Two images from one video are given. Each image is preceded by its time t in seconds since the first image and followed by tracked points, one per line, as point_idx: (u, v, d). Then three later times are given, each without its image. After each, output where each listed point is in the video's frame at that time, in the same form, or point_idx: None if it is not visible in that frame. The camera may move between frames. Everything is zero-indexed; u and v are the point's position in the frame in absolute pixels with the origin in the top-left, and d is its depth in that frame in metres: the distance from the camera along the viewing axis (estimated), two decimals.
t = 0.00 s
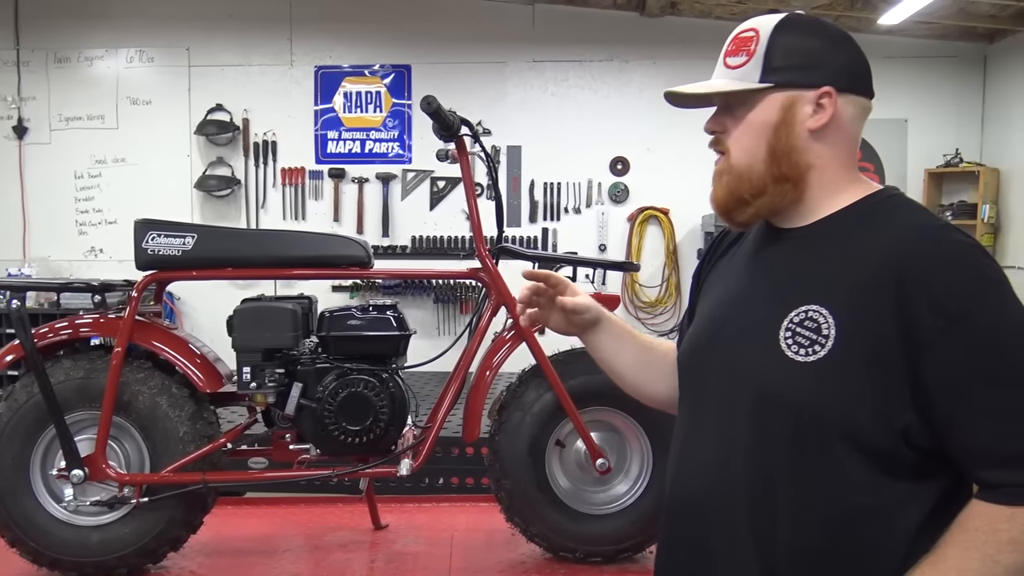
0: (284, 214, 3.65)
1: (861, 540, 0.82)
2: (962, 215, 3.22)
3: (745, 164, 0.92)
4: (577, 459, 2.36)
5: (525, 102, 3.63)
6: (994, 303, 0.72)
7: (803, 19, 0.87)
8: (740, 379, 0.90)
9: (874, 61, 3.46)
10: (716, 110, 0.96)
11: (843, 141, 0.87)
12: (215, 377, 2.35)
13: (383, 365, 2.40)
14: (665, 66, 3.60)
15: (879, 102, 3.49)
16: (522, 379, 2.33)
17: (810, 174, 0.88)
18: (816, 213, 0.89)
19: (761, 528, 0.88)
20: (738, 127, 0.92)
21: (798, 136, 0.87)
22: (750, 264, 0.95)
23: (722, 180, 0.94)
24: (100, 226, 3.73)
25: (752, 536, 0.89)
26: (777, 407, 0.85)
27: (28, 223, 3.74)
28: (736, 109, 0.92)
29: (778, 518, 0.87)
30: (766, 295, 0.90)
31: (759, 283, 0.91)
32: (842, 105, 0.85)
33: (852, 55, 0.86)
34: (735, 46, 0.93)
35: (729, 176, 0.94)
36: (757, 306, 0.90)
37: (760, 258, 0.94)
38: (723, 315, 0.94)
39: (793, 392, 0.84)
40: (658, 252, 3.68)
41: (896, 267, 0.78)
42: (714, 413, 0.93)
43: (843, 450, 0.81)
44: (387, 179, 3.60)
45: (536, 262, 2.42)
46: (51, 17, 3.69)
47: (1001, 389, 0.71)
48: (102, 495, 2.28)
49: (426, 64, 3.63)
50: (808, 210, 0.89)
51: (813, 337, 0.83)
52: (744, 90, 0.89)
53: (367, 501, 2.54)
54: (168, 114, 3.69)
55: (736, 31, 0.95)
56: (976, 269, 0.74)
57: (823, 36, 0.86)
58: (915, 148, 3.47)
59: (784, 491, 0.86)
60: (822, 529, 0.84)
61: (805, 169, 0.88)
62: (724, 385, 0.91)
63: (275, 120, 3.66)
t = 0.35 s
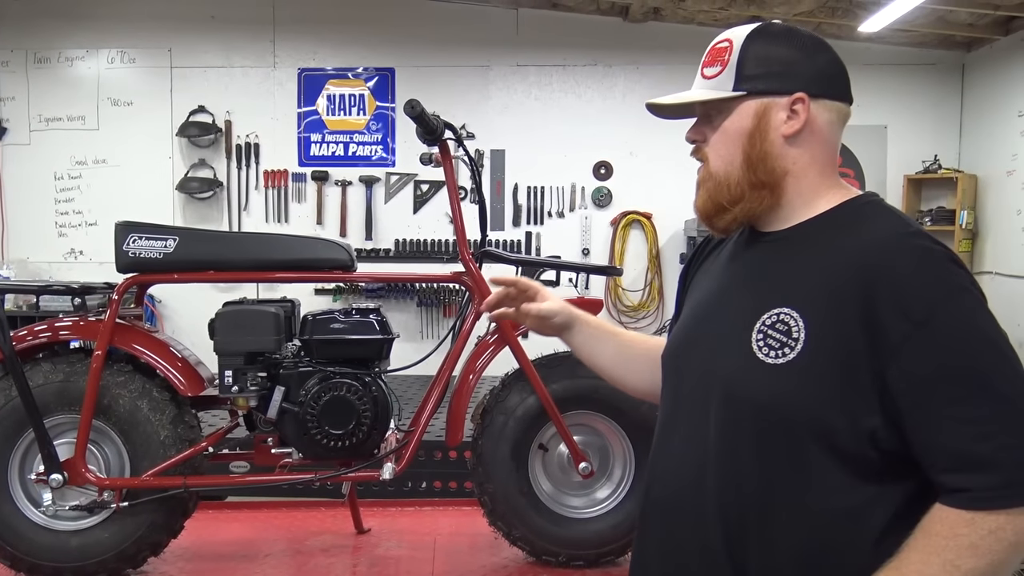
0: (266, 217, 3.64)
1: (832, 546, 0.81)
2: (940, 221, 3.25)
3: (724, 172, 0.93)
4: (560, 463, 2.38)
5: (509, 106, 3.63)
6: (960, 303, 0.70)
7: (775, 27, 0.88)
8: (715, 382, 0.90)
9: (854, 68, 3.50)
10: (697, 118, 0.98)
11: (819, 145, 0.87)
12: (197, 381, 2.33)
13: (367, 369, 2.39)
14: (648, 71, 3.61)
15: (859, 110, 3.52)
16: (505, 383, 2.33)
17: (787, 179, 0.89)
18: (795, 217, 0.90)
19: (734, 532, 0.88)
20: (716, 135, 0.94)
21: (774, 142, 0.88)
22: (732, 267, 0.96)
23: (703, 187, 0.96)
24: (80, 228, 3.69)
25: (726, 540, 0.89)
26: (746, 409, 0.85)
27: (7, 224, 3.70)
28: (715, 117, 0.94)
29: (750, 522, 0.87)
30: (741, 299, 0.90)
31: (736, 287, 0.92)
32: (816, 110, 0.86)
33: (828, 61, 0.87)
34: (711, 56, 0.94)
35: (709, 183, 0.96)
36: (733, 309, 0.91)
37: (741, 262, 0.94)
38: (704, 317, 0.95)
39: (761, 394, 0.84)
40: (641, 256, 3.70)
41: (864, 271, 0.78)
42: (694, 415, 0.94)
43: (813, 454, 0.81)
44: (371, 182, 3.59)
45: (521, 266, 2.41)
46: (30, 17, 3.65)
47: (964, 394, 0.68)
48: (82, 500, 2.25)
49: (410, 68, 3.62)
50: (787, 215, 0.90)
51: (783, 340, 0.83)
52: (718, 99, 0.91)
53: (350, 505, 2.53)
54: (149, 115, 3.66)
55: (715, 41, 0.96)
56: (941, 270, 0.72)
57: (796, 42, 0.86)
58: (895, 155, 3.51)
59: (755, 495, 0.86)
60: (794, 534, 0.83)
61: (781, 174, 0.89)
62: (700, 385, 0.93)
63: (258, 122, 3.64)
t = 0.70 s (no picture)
0: (256, 218, 3.64)
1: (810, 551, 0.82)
2: (928, 227, 3.27)
3: (704, 181, 0.94)
4: (549, 466, 2.38)
5: (500, 109, 3.64)
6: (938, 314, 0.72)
7: (752, 36, 0.88)
8: (698, 385, 0.90)
9: (843, 75, 3.52)
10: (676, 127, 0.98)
11: (798, 152, 0.88)
12: (185, 383, 2.32)
13: (356, 371, 2.39)
14: (638, 76, 3.62)
15: (847, 116, 3.54)
16: (495, 387, 2.33)
17: (767, 186, 0.90)
18: (777, 222, 0.91)
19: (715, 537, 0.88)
20: (696, 144, 0.94)
21: (753, 151, 0.88)
22: (714, 270, 0.96)
23: (684, 195, 0.97)
24: (69, 229, 3.68)
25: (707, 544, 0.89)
26: (729, 414, 0.86)
27: None
28: (694, 126, 0.95)
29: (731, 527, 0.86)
30: (724, 302, 0.90)
31: (718, 291, 0.92)
32: (794, 117, 0.87)
33: (806, 69, 0.88)
34: (690, 65, 0.94)
35: (690, 192, 0.96)
36: (716, 313, 0.91)
37: (722, 266, 0.95)
38: (687, 322, 0.95)
39: (744, 398, 0.84)
40: (631, 260, 3.71)
41: (847, 277, 0.78)
42: (676, 417, 0.94)
43: (794, 460, 0.81)
44: (361, 185, 3.59)
45: (511, 270, 2.40)
46: (19, 17, 3.64)
47: (943, 404, 0.70)
48: (68, 502, 2.24)
49: (402, 71, 3.62)
50: (769, 221, 0.91)
51: (766, 345, 0.83)
52: (697, 108, 0.91)
53: (338, 508, 2.52)
54: (140, 116, 3.65)
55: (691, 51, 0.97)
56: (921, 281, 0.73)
57: (772, 51, 0.87)
58: (883, 162, 3.53)
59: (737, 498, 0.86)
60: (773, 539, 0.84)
61: (762, 182, 0.90)
62: (685, 389, 0.93)
63: (248, 124, 3.63)
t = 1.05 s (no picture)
0: (250, 220, 3.63)
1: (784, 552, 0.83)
2: (921, 235, 3.28)
3: (671, 188, 0.95)
4: (541, 470, 2.37)
5: (495, 114, 3.64)
6: (905, 318, 0.74)
7: (716, 45, 0.89)
8: (670, 390, 0.90)
9: (837, 83, 3.54)
10: (643, 137, 0.99)
11: (762, 159, 0.90)
12: (177, 385, 2.31)
13: (349, 375, 2.38)
14: (634, 82, 3.63)
15: (841, 123, 3.56)
16: (488, 390, 2.33)
17: (733, 193, 0.91)
18: (743, 229, 0.92)
19: (692, 542, 0.88)
20: (662, 152, 0.95)
21: (719, 158, 0.90)
22: (682, 275, 0.96)
23: (650, 204, 0.97)
24: (61, 229, 3.67)
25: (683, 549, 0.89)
26: (704, 418, 0.86)
27: None
28: (660, 134, 0.96)
29: (708, 532, 0.87)
30: (694, 307, 0.91)
31: (688, 295, 0.92)
32: (758, 125, 0.89)
33: (773, 78, 0.90)
34: (654, 76, 0.95)
35: (657, 200, 0.97)
36: (686, 318, 0.91)
37: (690, 271, 0.95)
38: (659, 327, 0.95)
39: (719, 403, 0.84)
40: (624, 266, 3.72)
41: (817, 283, 0.79)
42: (647, 422, 0.94)
43: (767, 462, 0.82)
44: (356, 188, 3.59)
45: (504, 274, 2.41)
46: (14, 16, 3.63)
47: (913, 405, 0.72)
48: (59, 503, 2.23)
49: (397, 74, 3.62)
50: (735, 228, 0.92)
51: (739, 350, 0.84)
52: (663, 117, 0.92)
53: (330, 511, 2.52)
54: (134, 117, 3.64)
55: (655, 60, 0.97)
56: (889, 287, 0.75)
57: (735, 60, 0.89)
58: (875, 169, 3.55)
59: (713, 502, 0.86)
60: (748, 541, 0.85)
61: (727, 189, 0.91)
62: (658, 395, 0.93)
63: (243, 126, 3.63)
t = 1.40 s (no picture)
0: (247, 222, 3.63)
1: (751, 548, 0.84)
2: (918, 236, 3.29)
3: (647, 183, 0.95)
4: (540, 472, 2.36)
5: (491, 115, 3.64)
6: (872, 317, 0.74)
7: (696, 43, 0.90)
8: (643, 386, 0.90)
9: (834, 84, 3.55)
10: (621, 131, 0.99)
11: (737, 156, 0.90)
12: (175, 388, 2.30)
13: (347, 377, 2.38)
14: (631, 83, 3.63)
15: (838, 124, 3.56)
16: (486, 392, 2.33)
17: (708, 190, 0.91)
18: (717, 226, 0.92)
19: (661, 539, 0.88)
20: (640, 147, 0.96)
21: (694, 154, 0.90)
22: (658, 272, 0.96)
23: (626, 198, 0.98)
24: (58, 231, 3.66)
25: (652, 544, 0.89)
26: (674, 412, 0.86)
27: None
28: (638, 129, 0.96)
29: (678, 528, 0.87)
30: (669, 303, 0.91)
31: (662, 292, 0.92)
32: (735, 123, 0.89)
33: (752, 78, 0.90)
34: (634, 70, 0.95)
35: (633, 195, 0.97)
36: (660, 312, 0.91)
37: (665, 266, 0.95)
38: (634, 320, 0.95)
39: (689, 397, 0.84)
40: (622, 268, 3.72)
41: (789, 281, 0.79)
42: (619, 418, 0.94)
43: (735, 458, 0.82)
44: (353, 190, 3.59)
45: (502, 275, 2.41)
46: (10, 18, 3.63)
47: (879, 403, 0.72)
48: (56, 506, 2.23)
49: (394, 76, 3.63)
50: (710, 224, 0.93)
51: (710, 345, 0.84)
52: (642, 112, 0.92)
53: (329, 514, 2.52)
54: (130, 119, 3.64)
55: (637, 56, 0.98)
56: (859, 285, 0.75)
57: (715, 57, 0.89)
58: (872, 170, 3.56)
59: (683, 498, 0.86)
60: (716, 538, 0.85)
61: (703, 185, 0.91)
62: (631, 388, 0.93)
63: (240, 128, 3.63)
